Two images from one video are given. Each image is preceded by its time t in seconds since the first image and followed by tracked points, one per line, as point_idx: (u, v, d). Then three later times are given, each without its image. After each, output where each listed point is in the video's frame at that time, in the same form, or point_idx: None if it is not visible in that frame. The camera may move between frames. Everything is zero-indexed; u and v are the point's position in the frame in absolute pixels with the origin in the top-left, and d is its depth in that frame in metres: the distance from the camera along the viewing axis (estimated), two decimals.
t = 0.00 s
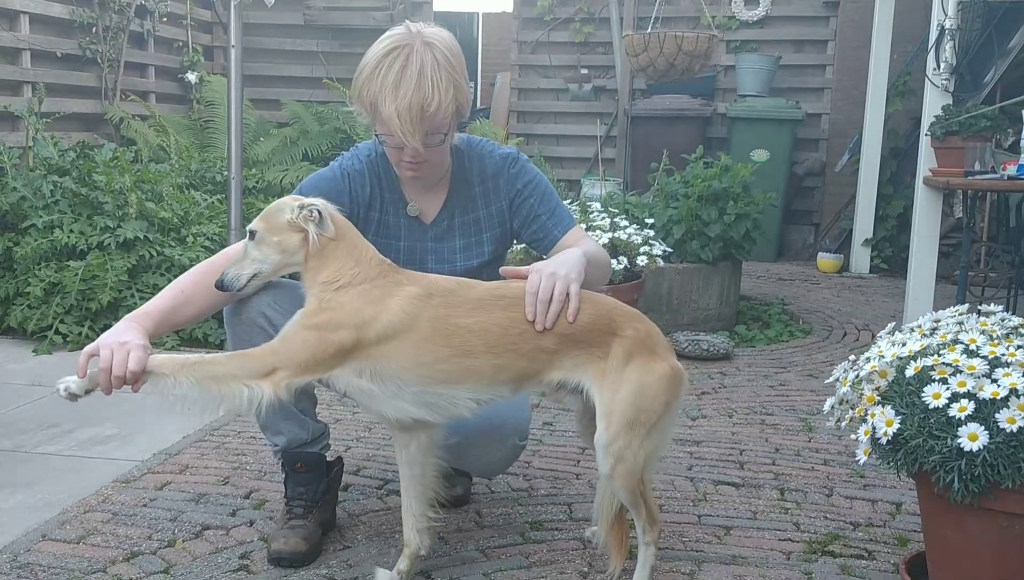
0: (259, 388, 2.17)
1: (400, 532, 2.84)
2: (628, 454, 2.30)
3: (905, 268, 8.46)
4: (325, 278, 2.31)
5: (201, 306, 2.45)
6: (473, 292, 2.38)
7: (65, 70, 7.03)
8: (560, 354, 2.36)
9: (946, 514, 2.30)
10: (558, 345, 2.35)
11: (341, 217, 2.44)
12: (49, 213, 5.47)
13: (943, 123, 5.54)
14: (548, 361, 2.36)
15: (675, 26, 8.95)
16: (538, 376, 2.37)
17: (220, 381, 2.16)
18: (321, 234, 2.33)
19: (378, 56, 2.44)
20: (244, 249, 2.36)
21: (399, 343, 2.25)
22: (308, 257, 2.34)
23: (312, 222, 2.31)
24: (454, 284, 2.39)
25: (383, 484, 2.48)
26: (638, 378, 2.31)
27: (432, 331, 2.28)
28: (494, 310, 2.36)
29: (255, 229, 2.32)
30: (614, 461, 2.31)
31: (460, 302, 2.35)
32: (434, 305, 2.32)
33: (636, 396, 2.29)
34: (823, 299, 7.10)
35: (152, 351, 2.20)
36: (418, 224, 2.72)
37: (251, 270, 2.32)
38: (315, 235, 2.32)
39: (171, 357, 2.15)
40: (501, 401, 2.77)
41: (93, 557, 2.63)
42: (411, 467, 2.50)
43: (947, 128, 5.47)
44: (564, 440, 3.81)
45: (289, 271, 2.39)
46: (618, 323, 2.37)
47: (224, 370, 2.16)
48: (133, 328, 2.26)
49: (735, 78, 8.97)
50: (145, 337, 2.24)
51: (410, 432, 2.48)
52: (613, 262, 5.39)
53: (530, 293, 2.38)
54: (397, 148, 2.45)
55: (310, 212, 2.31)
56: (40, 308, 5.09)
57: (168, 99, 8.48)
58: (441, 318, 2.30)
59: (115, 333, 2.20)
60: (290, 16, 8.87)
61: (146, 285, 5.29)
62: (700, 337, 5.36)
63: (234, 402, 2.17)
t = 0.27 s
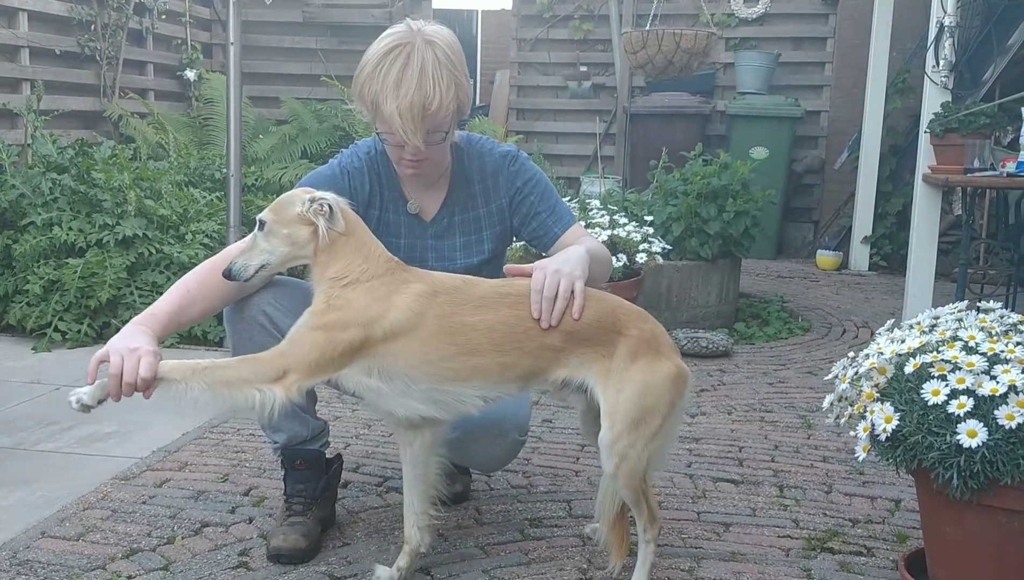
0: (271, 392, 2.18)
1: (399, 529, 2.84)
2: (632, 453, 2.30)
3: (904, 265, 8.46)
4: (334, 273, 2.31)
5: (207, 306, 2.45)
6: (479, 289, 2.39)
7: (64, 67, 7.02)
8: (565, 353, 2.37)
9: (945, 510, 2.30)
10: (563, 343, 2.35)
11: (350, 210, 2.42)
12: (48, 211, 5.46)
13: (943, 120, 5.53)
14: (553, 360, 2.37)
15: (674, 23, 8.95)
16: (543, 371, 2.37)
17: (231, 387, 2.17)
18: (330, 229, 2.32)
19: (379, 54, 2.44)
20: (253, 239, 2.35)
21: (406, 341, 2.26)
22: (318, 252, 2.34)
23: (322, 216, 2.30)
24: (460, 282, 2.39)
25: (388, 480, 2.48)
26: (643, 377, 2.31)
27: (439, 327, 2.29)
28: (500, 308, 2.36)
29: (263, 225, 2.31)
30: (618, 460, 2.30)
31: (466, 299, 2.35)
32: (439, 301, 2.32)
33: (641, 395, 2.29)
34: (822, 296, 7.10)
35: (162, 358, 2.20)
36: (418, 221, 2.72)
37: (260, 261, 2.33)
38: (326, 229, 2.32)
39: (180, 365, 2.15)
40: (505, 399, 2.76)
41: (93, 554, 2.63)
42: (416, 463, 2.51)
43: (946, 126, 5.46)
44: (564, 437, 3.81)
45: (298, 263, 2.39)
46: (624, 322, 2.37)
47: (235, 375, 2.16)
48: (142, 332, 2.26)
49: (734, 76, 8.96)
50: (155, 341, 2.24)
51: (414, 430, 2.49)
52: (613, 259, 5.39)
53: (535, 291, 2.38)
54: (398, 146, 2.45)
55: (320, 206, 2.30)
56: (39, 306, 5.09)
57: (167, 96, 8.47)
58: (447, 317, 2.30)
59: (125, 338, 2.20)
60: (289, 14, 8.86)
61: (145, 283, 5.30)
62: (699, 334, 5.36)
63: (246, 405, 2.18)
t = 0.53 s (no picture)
0: (320, 414, 2.12)
1: (400, 528, 2.84)
2: (644, 446, 2.30)
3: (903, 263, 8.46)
4: (347, 276, 2.30)
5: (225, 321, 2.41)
6: (490, 280, 2.39)
7: (63, 67, 7.02)
8: (580, 342, 2.36)
9: (945, 507, 2.30)
10: (578, 334, 2.35)
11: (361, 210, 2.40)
12: (48, 211, 5.46)
13: (942, 117, 5.53)
14: (567, 350, 2.35)
15: (673, 21, 8.95)
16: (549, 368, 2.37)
17: (285, 414, 2.09)
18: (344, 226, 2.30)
19: (377, 55, 2.42)
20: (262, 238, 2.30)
21: (431, 338, 2.25)
22: (332, 256, 2.32)
23: (338, 218, 2.28)
24: (473, 274, 2.39)
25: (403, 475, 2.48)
26: (654, 367, 2.31)
27: (459, 322, 2.28)
28: (514, 296, 2.37)
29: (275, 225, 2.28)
30: (631, 452, 2.29)
31: (480, 292, 2.35)
32: (454, 295, 2.32)
33: (653, 386, 2.30)
34: (822, 293, 7.11)
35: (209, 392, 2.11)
36: (415, 221, 2.71)
37: (275, 261, 2.27)
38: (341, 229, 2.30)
39: (231, 396, 2.06)
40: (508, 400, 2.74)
41: (93, 554, 2.63)
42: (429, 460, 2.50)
43: (945, 123, 5.46)
44: (565, 435, 3.81)
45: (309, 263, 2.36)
46: (636, 313, 2.38)
47: (288, 401, 2.09)
48: (181, 364, 2.18)
49: (733, 74, 8.96)
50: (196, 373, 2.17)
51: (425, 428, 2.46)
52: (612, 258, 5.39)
53: (549, 281, 2.40)
54: (397, 147, 2.44)
55: (336, 207, 2.28)
56: (39, 306, 5.08)
57: (166, 96, 8.47)
58: (463, 309, 2.30)
59: (168, 375, 2.11)
60: (287, 13, 8.85)
61: (144, 283, 5.33)
62: (699, 332, 5.36)
63: (298, 432, 2.11)
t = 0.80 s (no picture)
0: (391, 435, 2.19)
1: (400, 527, 2.84)
2: (650, 442, 2.29)
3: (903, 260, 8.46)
4: (358, 288, 2.32)
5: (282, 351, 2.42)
6: (500, 274, 2.40)
7: (62, 66, 7.02)
8: (590, 337, 2.36)
9: (945, 505, 2.30)
10: (590, 327, 2.35)
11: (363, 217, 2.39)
12: (48, 210, 5.46)
13: (942, 115, 5.53)
14: (579, 343, 2.36)
15: (673, 19, 8.94)
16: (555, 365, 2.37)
17: (364, 448, 2.16)
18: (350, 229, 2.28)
19: (373, 58, 2.40)
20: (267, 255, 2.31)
21: (452, 339, 2.26)
22: (343, 268, 2.34)
23: (344, 229, 2.26)
24: (483, 270, 2.40)
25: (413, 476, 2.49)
26: (661, 363, 2.31)
27: (474, 319, 2.29)
28: (525, 290, 2.37)
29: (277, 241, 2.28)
30: (638, 448, 2.29)
31: (495, 287, 2.36)
32: (469, 291, 2.34)
33: (660, 381, 2.29)
34: (822, 292, 7.10)
35: (291, 450, 2.17)
36: (411, 222, 2.71)
37: (282, 277, 2.28)
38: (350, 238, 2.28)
39: (312, 450, 2.13)
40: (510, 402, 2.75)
41: (94, 553, 2.63)
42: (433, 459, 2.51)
43: (945, 121, 5.46)
44: (565, 433, 3.81)
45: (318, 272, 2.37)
46: (644, 308, 2.38)
47: (364, 434, 2.16)
48: (255, 423, 2.21)
49: (733, 72, 8.96)
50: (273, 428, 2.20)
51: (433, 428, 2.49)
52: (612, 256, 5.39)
53: (561, 271, 2.41)
54: (395, 150, 2.44)
55: (341, 218, 2.26)
56: (39, 305, 5.08)
57: (166, 95, 8.46)
58: (478, 305, 2.31)
59: (248, 442, 2.15)
60: (287, 11, 8.84)
61: (145, 282, 5.32)
62: (700, 330, 5.36)
63: (378, 458, 2.19)
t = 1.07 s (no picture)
0: (432, 440, 2.27)
1: (402, 525, 2.84)
2: (651, 441, 2.30)
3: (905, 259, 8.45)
4: (355, 299, 2.31)
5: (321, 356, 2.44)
6: (508, 274, 2.39)
7: (64, 64, 7.02)
8: (593, 337, 2.36)
9: (947, 504, 2.30)
10: (596, 327, 2.35)
11: (365, 218, 2.32)
12: (50, 208, 5.46)
13: (944, 114, 5.52)
14: (585, 342, 2.36)
15: (674, 18, 8.94)
16: (560, 365, 2.38)
17: (415, 456, 2.28)
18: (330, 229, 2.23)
19: (376, 60, 2.39)
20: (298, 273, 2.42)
21: (461, 343, 2.27)
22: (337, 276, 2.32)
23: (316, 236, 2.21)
24: (488, 270, 2.41)
25: (420, 480, 2.50)
26: (661, 361, 2.32)
27: (481, 323, 2.29)
28: (532, 291, 2.37)
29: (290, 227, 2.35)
30: (638, 447, 2.30)
31: (503, 287, 2.36)
32: (475, 294, 2.34)
33: (660, 381, 2.30)
34: (824, 290, 7.10)
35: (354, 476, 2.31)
36: (411, 220, 2.72)
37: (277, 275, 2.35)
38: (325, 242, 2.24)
39: (369, 476, 2.27)
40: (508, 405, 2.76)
41: (95, 550, 2.63)
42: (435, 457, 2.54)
43: (947, 119, 5.45)
44: (567, 431, 3.82)
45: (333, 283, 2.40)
46: (644, 307, 2.38)
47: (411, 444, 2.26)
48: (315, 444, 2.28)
49: (735, 70, 8.95)
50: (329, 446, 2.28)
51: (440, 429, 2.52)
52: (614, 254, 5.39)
53: (583, 274, 2.39)
54: (399, 151, 2.43)
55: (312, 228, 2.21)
56: (41, 303, 5.08)
57: (167, 92, 8.46)
58: (486, 307, 2.32)
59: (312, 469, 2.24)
60: (289, 10, 8.84)
61: (146, 279, 5.32)
62: (701, 328, 5.35)
63: (430, 458, 2.30)
